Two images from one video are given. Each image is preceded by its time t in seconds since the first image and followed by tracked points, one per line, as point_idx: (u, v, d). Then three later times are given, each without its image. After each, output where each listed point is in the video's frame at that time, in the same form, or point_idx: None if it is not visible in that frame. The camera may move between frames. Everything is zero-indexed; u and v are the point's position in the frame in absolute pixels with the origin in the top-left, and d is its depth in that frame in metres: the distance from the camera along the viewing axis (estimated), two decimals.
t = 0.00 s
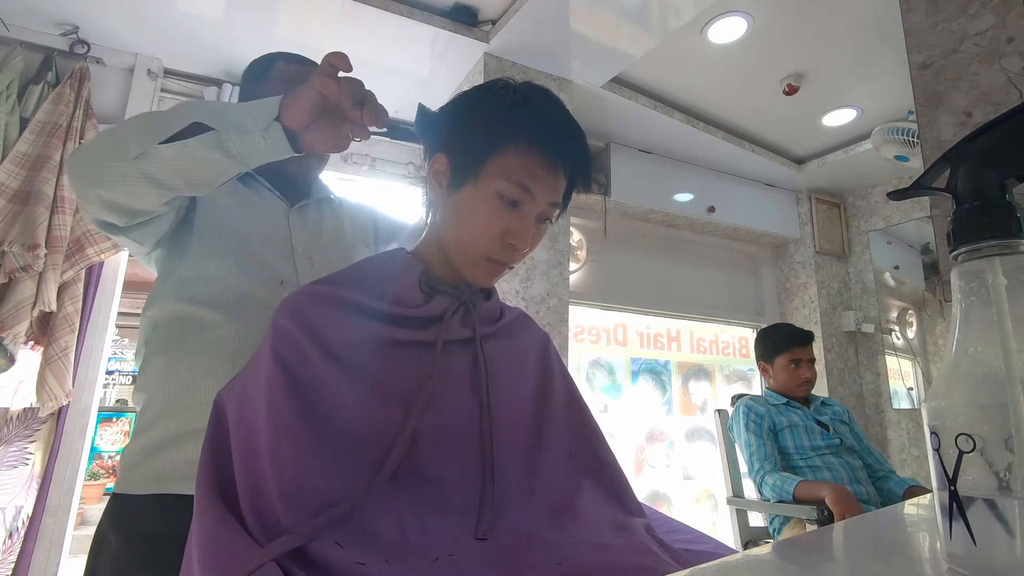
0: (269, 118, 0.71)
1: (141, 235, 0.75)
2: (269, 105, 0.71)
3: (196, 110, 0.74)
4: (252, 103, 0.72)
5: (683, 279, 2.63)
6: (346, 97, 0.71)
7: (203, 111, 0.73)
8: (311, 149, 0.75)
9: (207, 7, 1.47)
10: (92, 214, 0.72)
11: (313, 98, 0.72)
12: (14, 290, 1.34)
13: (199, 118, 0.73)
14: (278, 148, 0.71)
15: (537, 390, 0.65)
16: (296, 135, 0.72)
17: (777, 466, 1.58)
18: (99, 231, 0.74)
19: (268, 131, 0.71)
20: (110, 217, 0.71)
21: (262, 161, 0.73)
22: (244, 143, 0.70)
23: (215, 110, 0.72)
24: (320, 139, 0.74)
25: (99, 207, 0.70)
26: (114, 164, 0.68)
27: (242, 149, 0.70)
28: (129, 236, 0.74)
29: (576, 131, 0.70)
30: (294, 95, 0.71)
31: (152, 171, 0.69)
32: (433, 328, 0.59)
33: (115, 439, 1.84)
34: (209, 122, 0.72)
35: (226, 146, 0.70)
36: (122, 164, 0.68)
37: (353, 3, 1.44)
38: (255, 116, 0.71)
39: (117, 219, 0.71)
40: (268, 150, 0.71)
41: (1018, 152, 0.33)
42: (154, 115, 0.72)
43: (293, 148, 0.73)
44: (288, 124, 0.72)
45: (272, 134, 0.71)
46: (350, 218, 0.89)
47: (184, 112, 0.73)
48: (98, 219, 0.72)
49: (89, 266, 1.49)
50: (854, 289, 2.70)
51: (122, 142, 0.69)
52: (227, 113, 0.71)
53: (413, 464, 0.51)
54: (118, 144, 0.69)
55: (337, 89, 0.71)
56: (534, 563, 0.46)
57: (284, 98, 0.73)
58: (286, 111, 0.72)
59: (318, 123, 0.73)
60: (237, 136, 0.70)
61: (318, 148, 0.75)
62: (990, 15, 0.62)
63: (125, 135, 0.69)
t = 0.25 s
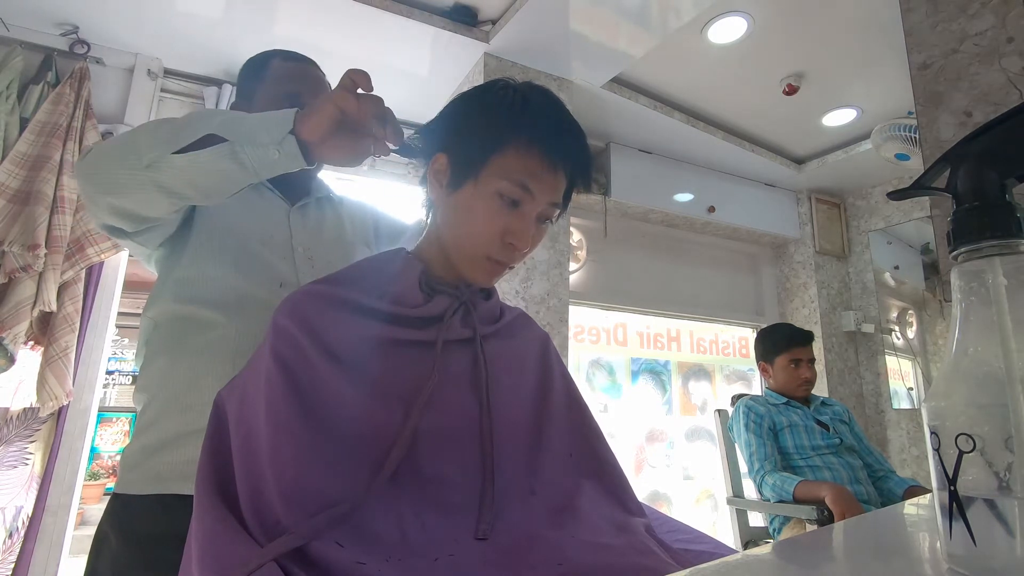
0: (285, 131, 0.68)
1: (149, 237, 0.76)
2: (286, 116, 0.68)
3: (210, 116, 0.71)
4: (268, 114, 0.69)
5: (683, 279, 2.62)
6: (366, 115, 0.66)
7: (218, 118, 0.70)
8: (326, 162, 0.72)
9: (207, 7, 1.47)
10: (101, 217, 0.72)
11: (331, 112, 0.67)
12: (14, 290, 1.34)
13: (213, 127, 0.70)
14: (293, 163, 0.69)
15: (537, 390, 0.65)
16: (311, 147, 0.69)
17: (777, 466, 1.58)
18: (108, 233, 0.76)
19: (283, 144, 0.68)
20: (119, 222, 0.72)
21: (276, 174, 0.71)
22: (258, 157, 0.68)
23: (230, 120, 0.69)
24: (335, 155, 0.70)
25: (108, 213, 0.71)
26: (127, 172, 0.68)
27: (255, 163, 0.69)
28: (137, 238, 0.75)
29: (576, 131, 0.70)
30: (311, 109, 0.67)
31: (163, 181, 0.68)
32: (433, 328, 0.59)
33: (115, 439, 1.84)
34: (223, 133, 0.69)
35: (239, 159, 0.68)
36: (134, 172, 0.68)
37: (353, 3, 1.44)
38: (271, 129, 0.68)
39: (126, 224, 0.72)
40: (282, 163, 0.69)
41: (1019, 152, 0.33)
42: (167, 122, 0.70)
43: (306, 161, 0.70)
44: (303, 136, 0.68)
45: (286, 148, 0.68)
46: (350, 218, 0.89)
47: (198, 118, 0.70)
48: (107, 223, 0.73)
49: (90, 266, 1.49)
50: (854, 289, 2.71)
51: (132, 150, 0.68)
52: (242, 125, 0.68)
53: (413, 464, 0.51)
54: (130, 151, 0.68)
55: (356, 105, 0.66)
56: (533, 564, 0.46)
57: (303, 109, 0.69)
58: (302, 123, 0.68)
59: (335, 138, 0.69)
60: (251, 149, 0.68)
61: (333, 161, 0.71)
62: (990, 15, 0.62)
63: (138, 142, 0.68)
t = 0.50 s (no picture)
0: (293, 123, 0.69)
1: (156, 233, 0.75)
2: (294, 109, 0.69)
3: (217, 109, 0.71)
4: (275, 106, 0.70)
5: (683, 279, 2.63)
6: (371, 104, 0.67)
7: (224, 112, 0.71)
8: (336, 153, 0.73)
9: (207, 7, 1.47)
10: (108, 214, 0.71)
11: (337, 102, 0.68)
12: (14, 290, 1.34)
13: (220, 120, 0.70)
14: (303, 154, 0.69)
15: (537, 391, 0.65)
16: (321, 138, 0.70)
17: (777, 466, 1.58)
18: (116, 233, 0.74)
19: (292, 136, 0.69)
20: (127, 218, 0.71)
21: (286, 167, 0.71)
22: (269, 149, 0.69)
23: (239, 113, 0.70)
24: (344, 145, 0.71)
25: (117, 208, 0.70)
26: (138, 166, 0.67)
27: (267, 155, 0.69)
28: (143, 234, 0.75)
29: (577, 131, 0.70)
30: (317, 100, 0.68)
31: (176, 173, 0.68)
32: (433, 328, 0.59)
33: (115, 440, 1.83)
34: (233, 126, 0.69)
35: (251, 150, 0.68)
36: (145, 165, 0.67)
37: (354, 4, 1.44)
38: (281, 121, 0.69)
39: (135, 219, 0.71)
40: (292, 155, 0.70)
41: (1019, 152, 0.33)
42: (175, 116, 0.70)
43: (316, 152, 0.70)
44: (311, 128, 0.69)
45: (295, 139, 0.69)
46: (350, 218, 0.89)
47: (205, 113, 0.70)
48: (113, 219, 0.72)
49: (89, 266, 1.49)
50: (854, 289, 2.70)
51: (144, 142, 0.67)
52: (251, 117, 0.69)
53: (413, 464, 0.51)
54: (140, 145, 0.67)
55: (361, 94, 0.67)
56: (533, 564, 0.46)
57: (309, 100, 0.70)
58: (310, 115, 0.69)
59: (343, 128, 0.70)
60: (262, 140, 0.68)
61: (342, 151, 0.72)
62: (990, 15, 0.62)
63: (147, 136, 0.68)
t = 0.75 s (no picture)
0: (277, 111, 0.69)
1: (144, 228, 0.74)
2: (277, 98, 0.70)
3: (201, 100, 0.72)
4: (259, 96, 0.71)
5: (683, 279, 2.63)
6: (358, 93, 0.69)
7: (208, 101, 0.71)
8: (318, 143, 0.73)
9: (207, 7, 1.47)
10: (94, 204, 0.70)
11: (324, 91, 0.69)
12: (14, 290, 1.34)
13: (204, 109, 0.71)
14: (285, 143, 0.70)
15: (537, 391, 0.65)
16: (305, 128, 0.71)
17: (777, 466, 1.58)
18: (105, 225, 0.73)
19: (276, 124, 0.69)
20: (111, 208, 0.70)
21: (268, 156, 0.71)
22: (253, 138, 0.69)
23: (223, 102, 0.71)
24: (327, 135, 0.72)
25: (103, 197, 0.69)
26: (121, 153, 0.67)
27: (250, 143, 0.69)
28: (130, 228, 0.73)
29: (577, 131, 0.70)
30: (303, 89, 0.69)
31: (160, 161, 0.68)
32: (433, 327, 0.59)
33: (115, 440, 1.83)
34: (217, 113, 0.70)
35: (235, 138, 0.69)
36: (128, 152, 0.67)
37: (354, 4, 1.44)
38: (265, 108, 0.69)
39: (121, 210, 0.70)
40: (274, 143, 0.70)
41: (1019, 152, 0.33)
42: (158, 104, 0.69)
43: (301, 143, 0.71)
44: (296, 117, 0.70)
45: (280, 127, 0.69)
46: (350, 218, 0.89)
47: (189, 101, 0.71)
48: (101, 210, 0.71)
49: (89, 266, 1.49)
50: (854, 289, 2.72)
51: (128, 131, 0.67)
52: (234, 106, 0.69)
53: (413, 463, 0.51)
54: (124, 132, 0.67)
55: (348, 84, 0.68)
56: (533, 564, 0.46)
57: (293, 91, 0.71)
58: (294, 104, 0.70)
59: (327, 118, 0.71)
60: (245, 128, 0.69)
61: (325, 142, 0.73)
62: (989, 15, 0.62)
63: (132, 123, 0.68)
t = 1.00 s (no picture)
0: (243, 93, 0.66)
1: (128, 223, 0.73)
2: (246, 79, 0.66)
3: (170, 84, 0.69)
4: (228, 78, 0.67)
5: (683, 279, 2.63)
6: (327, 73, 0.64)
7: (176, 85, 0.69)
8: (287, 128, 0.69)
9: (207, 7, 1.47)
10: (76, 199, 0.69)
11: (290, 72, 0.63)
12: (14, 290, 1.34)
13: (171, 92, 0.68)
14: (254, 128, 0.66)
15: (537, 390, 0.65)
16: (273, 112, 0.67)
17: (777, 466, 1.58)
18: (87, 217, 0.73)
19: (243, 106, 0.66)
20: (94, 202, 0.69)
21: (240, 142, 0.69)
22: (220, 122, 0.66)
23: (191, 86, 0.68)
24: (294, 118, 0.67)
25: (83, 191, 0.68)
26: (94, 147, 0.65)
27: (219, 129, 0.66)
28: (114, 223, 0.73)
29: (576, 130, 0.70)
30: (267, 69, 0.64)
31: (131, 152, 0.66)
32: (433, 327, 0.59)
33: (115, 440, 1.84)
34: (185, 98, 0.67)
35: (203, 125, 0.66)
36: (99, 144, 0.65)
37: (353, 4, 1.44)
38: (234, 91, 0.66)
39: (102, 203, 0.69)
40: (243, 127, 0.67)
41: (1019, 151, 0.33)
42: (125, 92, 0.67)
43: (269, 126, 0.67)
44: (262, 99, 0.66)
45: (246, 110, 0.66)
46: (350, 219, 0.89)
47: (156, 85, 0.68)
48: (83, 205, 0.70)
49: (89, 266, 1.49)
50: (854, 289, 2.72)
51: (99, 123, 0.66)
52: (201, 90, 0.67)
53: (413, 463, 0.51)
54: (95, 125, 0.66)
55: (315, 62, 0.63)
56: (533, 563, 0.46)
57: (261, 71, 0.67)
58: (260, 86, 0.66)
59: (294, 100, 0.66)
60: (212, 112, 0.66)
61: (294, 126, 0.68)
62: (989, 15, 0.62)
63: (104, 115, 0.66)
